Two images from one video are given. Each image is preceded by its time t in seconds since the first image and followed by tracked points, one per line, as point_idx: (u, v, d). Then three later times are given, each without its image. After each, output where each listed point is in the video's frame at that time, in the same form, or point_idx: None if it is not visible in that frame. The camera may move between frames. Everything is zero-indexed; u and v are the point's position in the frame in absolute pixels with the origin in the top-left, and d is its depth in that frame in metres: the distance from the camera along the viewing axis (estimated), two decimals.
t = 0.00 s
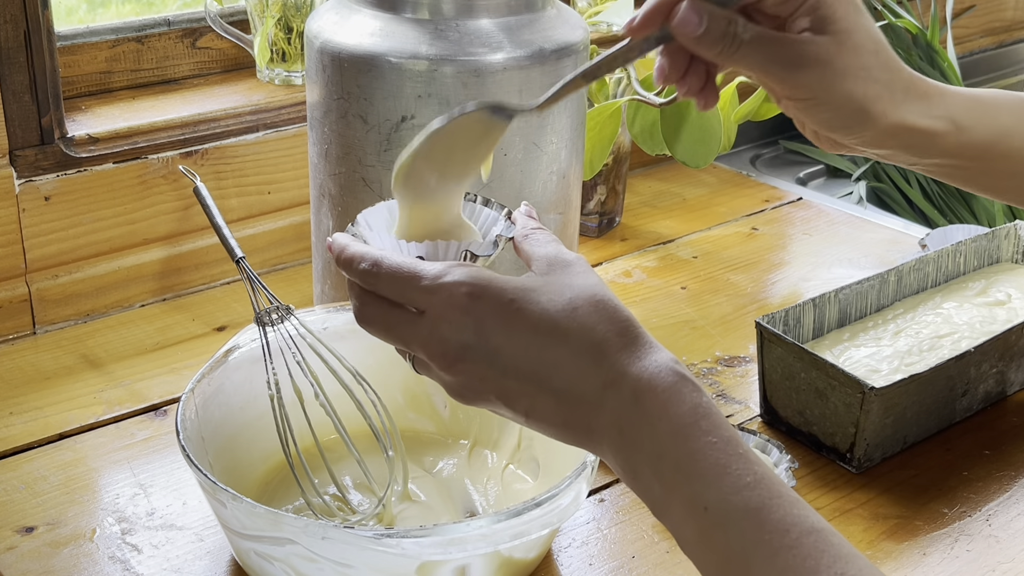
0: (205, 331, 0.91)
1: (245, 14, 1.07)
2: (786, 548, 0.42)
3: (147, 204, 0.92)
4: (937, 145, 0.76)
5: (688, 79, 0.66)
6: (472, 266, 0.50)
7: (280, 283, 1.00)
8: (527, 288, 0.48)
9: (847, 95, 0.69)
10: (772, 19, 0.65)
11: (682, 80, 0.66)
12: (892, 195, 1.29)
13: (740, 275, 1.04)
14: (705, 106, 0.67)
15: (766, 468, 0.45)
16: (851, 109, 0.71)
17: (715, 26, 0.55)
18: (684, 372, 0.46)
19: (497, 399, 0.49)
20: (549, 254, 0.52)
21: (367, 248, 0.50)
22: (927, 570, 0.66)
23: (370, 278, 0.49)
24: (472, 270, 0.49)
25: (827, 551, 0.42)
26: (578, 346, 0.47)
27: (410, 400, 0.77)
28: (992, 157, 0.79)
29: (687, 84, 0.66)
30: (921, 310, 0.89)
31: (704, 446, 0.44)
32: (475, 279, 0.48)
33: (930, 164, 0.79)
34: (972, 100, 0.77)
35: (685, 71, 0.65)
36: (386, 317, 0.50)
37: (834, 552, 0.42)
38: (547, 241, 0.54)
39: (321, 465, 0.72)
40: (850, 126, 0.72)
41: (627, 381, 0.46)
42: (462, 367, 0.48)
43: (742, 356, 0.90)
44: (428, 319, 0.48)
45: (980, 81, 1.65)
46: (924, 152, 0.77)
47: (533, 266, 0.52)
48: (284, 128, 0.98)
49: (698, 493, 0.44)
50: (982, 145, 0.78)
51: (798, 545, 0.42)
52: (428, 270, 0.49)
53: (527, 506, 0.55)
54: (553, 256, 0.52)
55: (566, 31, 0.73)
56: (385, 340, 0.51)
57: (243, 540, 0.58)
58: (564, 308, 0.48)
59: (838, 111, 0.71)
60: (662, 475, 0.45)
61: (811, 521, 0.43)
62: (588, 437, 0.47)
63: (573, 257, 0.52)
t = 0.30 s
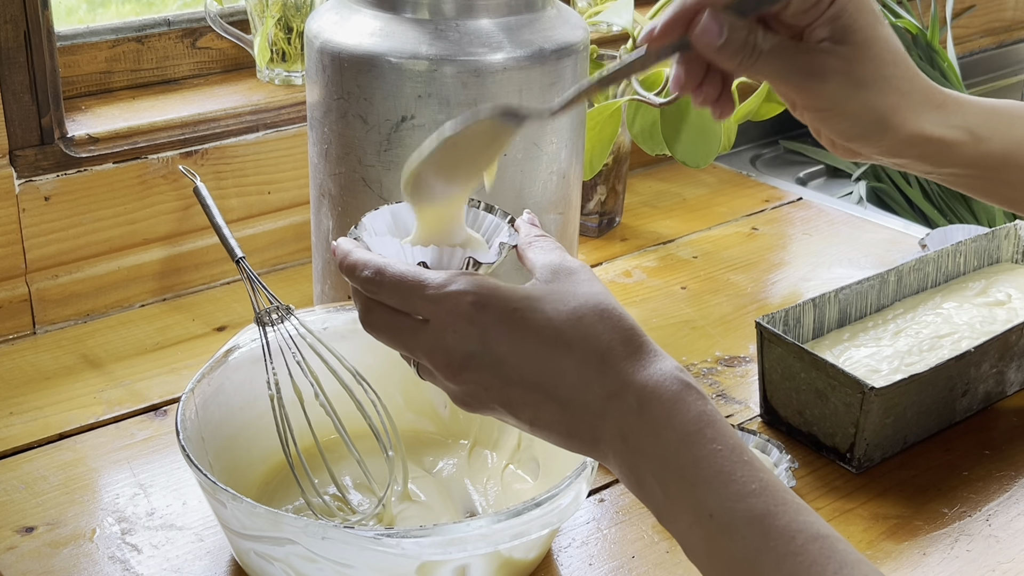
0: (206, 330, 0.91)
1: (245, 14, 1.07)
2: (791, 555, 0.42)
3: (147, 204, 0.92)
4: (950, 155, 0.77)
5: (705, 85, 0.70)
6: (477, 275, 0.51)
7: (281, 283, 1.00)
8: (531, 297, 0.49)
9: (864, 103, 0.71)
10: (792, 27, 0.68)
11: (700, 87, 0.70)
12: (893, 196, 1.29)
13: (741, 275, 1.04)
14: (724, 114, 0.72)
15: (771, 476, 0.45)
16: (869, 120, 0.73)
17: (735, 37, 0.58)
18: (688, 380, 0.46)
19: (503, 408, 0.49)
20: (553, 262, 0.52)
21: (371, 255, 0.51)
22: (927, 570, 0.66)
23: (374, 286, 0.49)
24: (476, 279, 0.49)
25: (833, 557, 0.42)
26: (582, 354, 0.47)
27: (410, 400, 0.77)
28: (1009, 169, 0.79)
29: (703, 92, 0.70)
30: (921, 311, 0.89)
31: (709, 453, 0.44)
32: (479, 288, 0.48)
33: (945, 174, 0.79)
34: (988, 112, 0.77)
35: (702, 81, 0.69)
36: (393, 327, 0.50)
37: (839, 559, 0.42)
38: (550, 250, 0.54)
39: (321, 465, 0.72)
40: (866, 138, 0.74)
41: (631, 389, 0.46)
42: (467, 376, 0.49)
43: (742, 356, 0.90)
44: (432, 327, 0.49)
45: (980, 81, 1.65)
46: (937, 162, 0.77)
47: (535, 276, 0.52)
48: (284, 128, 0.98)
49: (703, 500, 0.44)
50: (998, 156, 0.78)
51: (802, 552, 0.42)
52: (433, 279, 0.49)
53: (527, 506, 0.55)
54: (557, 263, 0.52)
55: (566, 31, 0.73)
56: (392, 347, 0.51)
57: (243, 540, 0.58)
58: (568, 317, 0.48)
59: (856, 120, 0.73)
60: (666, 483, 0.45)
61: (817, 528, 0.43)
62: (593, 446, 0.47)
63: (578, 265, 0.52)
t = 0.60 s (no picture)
0: (206, 331, 0.91)
1: (245, 14, 1.07)
2: (793, 557, 0.42)
3: (147, 204, 0.92)
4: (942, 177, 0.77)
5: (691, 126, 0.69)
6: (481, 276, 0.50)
7: (281, 283, 1.00)
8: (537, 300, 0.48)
9: (853, 136, 0.72)
10: (779, 60, 0.68)
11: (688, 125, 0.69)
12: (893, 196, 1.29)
13: (741, 275, 1.04)
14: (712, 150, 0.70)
15: (773, 479, 0.45)
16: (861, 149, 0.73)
17: (720, 81, 0.58)
18: (691, 383, 0.46)
19: (506, 410, 0.49)
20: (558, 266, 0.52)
21: (375, 256, 0.50)
22: (927, 570, 0.66)
23: (377, 287, 0.49)
24: (481, 280, 0.48)
25: (835, 560, 0.42)
26: (585, 357, 0.47)
27: (409, 400, 0.77)
28: (1004, 185, 0.79)
29: (691, 132, 0.69)
30: (921, 311, 0.89)
31: (711, 456, 0.44)
32: (484, 289, 0.48)
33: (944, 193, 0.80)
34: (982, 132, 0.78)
35: (690, 120, 0.68)
36: (396, 328, 0.50)
37: (842, 561, 0.42)
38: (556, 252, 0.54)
39: (321, 465, 0.72)
40: (858, 168, 0.75)
41: (634, 392, 0.46)
42: (470, 378, 0.48)
43: (742, 356, 0.90)
44: (436, 329, 0.48)
45: (981, 81, 1.65)
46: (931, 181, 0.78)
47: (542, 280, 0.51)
48: (284, 128, 0.98)
49: (705, 503, 0.44)
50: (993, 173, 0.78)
51: (805, 555, 0.42)
52: (437, 280, 0.48)
53: (527, 506, 0.55)
54: (561, 268, 0.52)
55: (566, 31, 0.73)
56: (393, 348, 0.51)
57: (243, 540, 0.58)
58: (571, 319, 0.47)
59: (845, 152, 0.73)
60: (669, 486, 0.45)
61: (819, 531, 0.43)
62: (597, 448, 0.47)
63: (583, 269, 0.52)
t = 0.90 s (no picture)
0: (206, 331, 0.91)
1: (245, 14, 1.07)
2: (799, 565, 0.42)
3: (147, 204, 0.92)
4: (949, 163, 0.77)
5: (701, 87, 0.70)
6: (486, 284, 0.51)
7: (281, 283, 1.00)
8: (541, 306, 0.49)
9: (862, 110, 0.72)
10: (794, 30, 0.68)
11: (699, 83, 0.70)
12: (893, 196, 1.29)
13: (741, 275, 1.04)
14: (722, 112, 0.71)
15: (781, 488, 0.45)
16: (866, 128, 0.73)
17: (735, 42, 0.58)
18: (697, 392, 0.46)
19: (512, 417, 0.49)
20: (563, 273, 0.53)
21: (382, 264, 0.51)
22: (927, 570, 0.66)
23: (384, 294, 0.50)
24: (487, 288, 0.50)
25: (842, 569, 0.42)
26: (591, 365, 0.47)
27: (409, 400, 0.77)
28: (1009, 175, 0.79)
29: (701, 93, 0.70)
30: (921, 311, 0.89)
31: (718, 464, 0.44)
32: (489, 297, 0.49)
33: (946, 179, 0.80)
34: (988, 121, 0.78)
35: (701, 80, 0.69)
36: (402, 334, 0.51)
37: (849, 569, 0.42)
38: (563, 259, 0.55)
39: (321, 465, 0.72)
40: (864, 144, 0.75)
41: (640, 400, 0.46)
42: (476, 385, 0.49)
43: (742, 356, 0.90)
44: (442, 335, 0.49)
45: (980, 81, 1.65)
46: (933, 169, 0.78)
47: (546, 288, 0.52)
48: (284, 128, 0.98)
49: (712, 512, 0.44)
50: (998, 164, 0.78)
51: (812, 563, 0.42)
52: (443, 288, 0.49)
53: (527, 506, 0.55)
54: (567, 274, 0.52)
55: (566, 31, 0.73)
56: (400, 355, 0.52)
57: (243, 540, 0.57)
58: (577, 327, 0.48)
59: (854, 127, 0.73)
60: (676, 494, 0.45)
61: (827, 539, 0.43)
62: (603, 456, 0.47)
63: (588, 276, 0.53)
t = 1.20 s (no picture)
0: (206, 331, 0.91)
1: (245, 14, 1.07)
2: (802, 572, 0.42)
3: (147, 204, 0.92)
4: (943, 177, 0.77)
5: (687, 128, 0.69)
6: (485, 290, 0.50)
7: (281, 283, 1.00)
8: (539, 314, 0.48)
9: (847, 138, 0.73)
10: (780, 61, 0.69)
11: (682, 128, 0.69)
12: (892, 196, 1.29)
13: (741, 275, 1.04)
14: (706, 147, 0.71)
15: (782, 494, 0.45)
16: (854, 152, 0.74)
17: (716, 82, 0.64)
18: (697, 398, 0.46)
19: (511, 424, 0.49)
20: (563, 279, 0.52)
21: (380, 271, 0.51)
22: (927, 570, 0.66)
23: (382, 301, 0.49)
24: (487, 294, 0.49)
25: None
26: (590, 372, 0.47)
27: (409, 400, 0.77)
28: (1007, 191, 0.78)
29: (686, 133, 0.70)
30: (921, 311, 0.89)
31: (719, 472, 0.44)
32: (488, 303, 0.48)
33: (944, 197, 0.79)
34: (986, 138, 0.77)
35: (685, 123, 0.68)
36: (401, 341, 0.50)
37: None
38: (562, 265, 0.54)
39: (321, 465, 0.72)
40: (857, 169, 0.76)
41: (640, 407, 0.46)
42: (475, 393, 0.48)
43: (742, 356, 0.90)
44: (441, 342, 0.48)
45: (980, 81, 1.65)
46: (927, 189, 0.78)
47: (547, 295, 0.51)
48: (284, 128, 0.98)
49: (713, 519, 0.44)
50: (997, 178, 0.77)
51: (814, 570, 0.42)
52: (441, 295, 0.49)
53: (527, 506, 0.55)
54: (566, 281, 0.52)
55: (566, 31, 0.73)
56: (399, 362, 0.51)
57: (243, 540, 0.57)
58: (577, 334, 0.47)
59: (845, 153, 0.74)
60: (677, 501, 0.45)
61: (828, 546, 0.43)
62: (603, 463, 0.47)
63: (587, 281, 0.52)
